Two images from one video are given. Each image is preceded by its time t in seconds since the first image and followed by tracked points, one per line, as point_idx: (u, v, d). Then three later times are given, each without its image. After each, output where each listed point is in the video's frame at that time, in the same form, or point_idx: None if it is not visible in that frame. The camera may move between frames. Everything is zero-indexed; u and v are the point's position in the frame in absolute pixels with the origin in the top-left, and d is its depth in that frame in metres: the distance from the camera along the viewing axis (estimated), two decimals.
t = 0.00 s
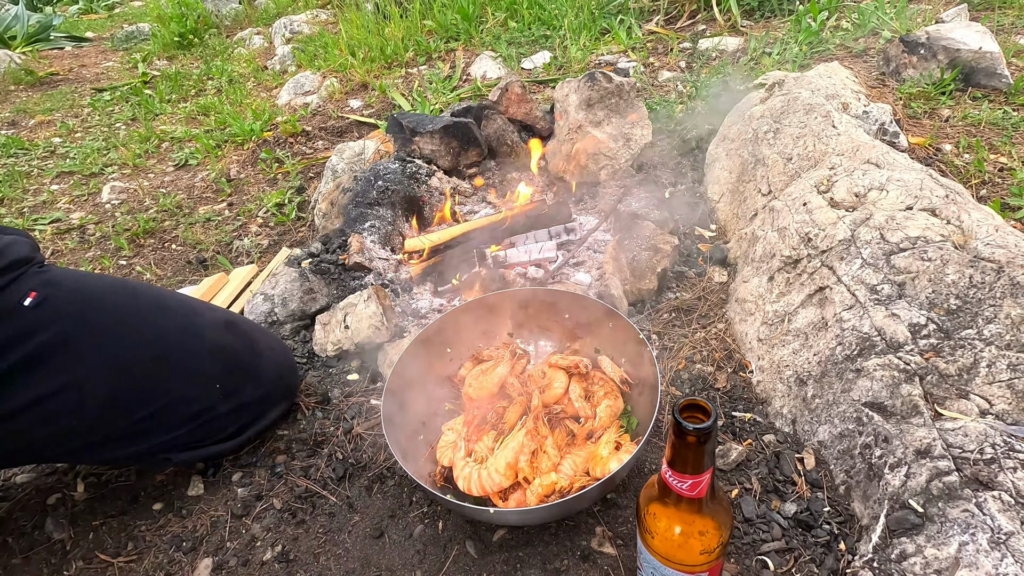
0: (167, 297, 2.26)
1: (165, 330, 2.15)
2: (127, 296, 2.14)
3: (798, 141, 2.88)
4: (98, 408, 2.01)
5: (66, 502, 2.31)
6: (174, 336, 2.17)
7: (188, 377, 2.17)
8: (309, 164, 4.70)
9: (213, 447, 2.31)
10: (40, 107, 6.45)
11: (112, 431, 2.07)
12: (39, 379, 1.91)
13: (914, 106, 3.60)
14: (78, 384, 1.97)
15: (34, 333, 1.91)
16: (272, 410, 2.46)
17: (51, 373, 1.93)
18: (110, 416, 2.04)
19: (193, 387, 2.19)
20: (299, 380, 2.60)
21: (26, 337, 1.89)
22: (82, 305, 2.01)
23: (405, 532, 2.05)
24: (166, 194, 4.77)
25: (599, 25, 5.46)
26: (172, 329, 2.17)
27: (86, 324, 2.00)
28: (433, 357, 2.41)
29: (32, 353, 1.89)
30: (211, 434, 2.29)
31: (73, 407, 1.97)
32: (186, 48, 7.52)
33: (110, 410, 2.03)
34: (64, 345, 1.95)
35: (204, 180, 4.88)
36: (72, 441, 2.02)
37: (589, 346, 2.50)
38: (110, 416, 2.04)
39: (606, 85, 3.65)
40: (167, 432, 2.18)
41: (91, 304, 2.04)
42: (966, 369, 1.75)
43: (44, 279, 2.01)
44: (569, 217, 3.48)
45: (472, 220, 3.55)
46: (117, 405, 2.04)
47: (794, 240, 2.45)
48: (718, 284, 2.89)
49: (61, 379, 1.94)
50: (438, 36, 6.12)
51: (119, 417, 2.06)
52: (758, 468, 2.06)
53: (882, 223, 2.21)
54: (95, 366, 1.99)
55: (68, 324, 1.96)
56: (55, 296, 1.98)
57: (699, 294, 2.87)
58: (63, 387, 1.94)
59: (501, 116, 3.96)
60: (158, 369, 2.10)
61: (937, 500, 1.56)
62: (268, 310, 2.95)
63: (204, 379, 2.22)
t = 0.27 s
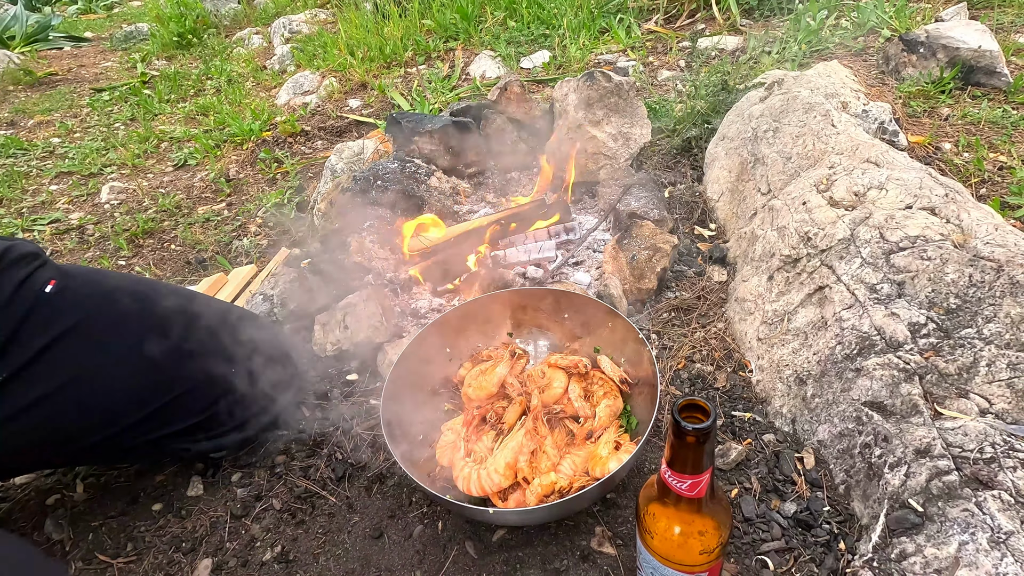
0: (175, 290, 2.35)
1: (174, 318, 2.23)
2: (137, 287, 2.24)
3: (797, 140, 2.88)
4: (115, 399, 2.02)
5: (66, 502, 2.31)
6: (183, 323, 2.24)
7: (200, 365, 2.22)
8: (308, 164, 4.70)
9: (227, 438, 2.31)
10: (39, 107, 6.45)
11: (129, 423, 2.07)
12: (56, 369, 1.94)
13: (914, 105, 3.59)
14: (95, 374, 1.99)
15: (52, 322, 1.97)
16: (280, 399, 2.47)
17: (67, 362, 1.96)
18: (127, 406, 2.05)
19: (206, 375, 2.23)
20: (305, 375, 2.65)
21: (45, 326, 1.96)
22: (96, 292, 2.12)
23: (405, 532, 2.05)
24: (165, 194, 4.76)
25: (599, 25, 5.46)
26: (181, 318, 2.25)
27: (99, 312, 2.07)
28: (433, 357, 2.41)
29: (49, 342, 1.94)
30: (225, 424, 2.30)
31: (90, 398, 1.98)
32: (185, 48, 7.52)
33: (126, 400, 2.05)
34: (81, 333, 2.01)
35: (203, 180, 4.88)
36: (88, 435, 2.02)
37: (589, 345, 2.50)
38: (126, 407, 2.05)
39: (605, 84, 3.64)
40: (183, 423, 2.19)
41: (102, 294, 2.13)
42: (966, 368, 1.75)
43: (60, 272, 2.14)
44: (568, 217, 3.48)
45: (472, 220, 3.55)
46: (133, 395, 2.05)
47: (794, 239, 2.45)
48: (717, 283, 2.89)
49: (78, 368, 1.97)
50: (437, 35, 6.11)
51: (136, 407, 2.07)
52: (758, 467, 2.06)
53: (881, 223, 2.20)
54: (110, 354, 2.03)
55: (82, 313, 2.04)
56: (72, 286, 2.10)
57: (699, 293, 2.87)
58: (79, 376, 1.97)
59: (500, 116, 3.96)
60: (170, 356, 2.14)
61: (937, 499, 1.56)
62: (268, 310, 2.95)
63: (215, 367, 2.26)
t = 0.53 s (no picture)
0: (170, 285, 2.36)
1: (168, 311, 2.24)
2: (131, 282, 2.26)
3: (799, 138, 2.86)
4: (115, 394, 2.03)
5: (65, 501, 2.30)
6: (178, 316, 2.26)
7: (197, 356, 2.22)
8: (307, 160, 4.67)
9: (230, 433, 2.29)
10: (36, 102, 6.41)
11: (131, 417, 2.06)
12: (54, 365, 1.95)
13: (916, 102, 3.57)
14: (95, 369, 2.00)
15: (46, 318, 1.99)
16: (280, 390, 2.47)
17: (63, 357, 1.97)
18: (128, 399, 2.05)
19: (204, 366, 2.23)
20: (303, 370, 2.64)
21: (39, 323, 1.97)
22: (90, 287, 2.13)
23: (405, 531, 2.04)
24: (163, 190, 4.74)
25: (599, 20, 5.43)
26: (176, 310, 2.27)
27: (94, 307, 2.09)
28: (432, 354, 2.40)
29: (44, 339, 1.96)
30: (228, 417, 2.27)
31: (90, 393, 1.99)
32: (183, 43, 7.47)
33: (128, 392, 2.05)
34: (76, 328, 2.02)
35: (201, 176, 4.85)
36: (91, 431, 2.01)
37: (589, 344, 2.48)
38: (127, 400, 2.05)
39: (605, 80, 3.62)
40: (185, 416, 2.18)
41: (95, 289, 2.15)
42: (968, 368, 1.74)
43: (52, 270, 2.15)
44: (569, 214, 3.46)
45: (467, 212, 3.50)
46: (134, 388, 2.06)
47: (795, 238, 2.43)
48: (718, 281, 2.88)
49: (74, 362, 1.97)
50: (436, 31, 6.08)
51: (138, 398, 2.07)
52: (758, 467, 2.05)
53: (883, 221, 2.19)
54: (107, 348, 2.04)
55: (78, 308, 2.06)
56: (65, 282, 2.12)
57: (699, 291, 2.86)
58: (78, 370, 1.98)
59: (500, 112, 3.94)
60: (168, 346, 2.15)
61: (939, 500, 1.55)
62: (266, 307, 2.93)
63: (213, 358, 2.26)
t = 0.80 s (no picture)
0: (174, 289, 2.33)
1: (174, 315, 2.23)
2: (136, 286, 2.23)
3: (799, 137, 2.86)
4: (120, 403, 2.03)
5: (62, 500, 2.29)
6: (185, 320, 2.24)
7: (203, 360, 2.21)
8: (305, 157, 4.65)
9: (237, 432, 2.32)
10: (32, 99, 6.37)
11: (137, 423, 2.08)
12: (61, 374, 1.95)
13: (916, 101, 3.57)
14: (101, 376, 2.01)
15: (51, 326, 1.97)
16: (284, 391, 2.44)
17: (71, 367, 1.97)
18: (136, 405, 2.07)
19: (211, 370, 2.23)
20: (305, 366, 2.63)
21: (45, 331, 1.96)
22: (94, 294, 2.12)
23: (404, 530, 2.03)
24: (160, 187, 4.72)
25: (598, 18, 5.42)
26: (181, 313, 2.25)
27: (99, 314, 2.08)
28: (432, 353, 2.39)
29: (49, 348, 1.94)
30: (236, 417, 2.30)
31: (98, 400, 2.00)
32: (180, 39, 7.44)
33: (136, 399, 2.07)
34: (82, 336, 2.02)
35: (198, 173, 4.83)
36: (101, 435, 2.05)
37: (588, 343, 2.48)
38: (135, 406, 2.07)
39: (605, 78, 3.61)
40: (193, 418, 2.21)
41: (101, 295, 2.13)
42: (968, 368, 1.74)
43: (55, 273, 2.12)
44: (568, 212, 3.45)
45: (471, 215, 3.53)
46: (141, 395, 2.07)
47: (795, 237, 2.43)
48: (718, 280, 2.87)
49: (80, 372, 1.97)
50: (435, 28, 6.05)
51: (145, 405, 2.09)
52: (758, 467, 2.04)
53: (884, 221, 2.19)
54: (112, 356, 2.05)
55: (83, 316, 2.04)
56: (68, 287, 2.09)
57: (699, 290, 2.86)
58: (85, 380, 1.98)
59: (499, 110, 3.92)
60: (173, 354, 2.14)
61: (939, 500, 1.55)
62: (264, 306, 2.92)
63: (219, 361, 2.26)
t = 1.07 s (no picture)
0: (176, 294, 2.30)
1: (173, 324, 2.18)
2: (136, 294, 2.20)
3: (798, 137, 2.86)
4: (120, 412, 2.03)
5: (60, 499, 2.28)
6: (184, 329, 2.19)
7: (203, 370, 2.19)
8: (304, 157, 4.65)
9: (237, 438, 2.32)
10: (30, 98, 6.36)
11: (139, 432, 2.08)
12: (59, 387, 1.94)
13: (914, 101, 3.58)
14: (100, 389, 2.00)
15: (48, 339, 1.95)
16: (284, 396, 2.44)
17: (68, 380, 1.96)
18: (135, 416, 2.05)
19: (211, 379, 2.21)
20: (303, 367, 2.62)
21: (43, 345, 1.94)
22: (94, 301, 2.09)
23: (404, 529, 2.03)
24: (159, 186, 4.71)
25: (597, 18, 5.42)
26: (180, 322, 2.20)
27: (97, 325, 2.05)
28: (431, 353, 2.39)
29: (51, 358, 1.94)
30: (235, 426, 2.29)
31: (97, 412, 2.00)
32: (178, 38, 7.43)
33: (135, 410, 2.05)
34: (80, 349, 1.99)
35: (197, 172, 4.82)
36: (101, 445, 2.05)
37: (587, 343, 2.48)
38: (135, 417, 2.06)
39: (604, 78, 3.61)
40: (194, 427, 2.20)
41: (99, 305, 2.10)
42: (967, 367, 1.74)
43: (55, 280, 2.09)
44: (567, 212, 3.45)
45: (467, 216, 3.52)
46: (140, 406, 2.06)
47: (794, 236, 2.43)
48: (717, 280, 2.88)
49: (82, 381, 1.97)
50: (434, 28, 6.05)
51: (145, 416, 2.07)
52: (757, 466, 2.04)
53: (883, 221, 2.19)
54: (110, 369, 2.03)
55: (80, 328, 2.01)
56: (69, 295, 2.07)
57: (698, 290, 2.86)
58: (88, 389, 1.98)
59: (498, 109, 3.92)
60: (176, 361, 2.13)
61: (938, 499, 1.55)
62: (263, 305, 2.92)
63: (219, 370, 2.23)
